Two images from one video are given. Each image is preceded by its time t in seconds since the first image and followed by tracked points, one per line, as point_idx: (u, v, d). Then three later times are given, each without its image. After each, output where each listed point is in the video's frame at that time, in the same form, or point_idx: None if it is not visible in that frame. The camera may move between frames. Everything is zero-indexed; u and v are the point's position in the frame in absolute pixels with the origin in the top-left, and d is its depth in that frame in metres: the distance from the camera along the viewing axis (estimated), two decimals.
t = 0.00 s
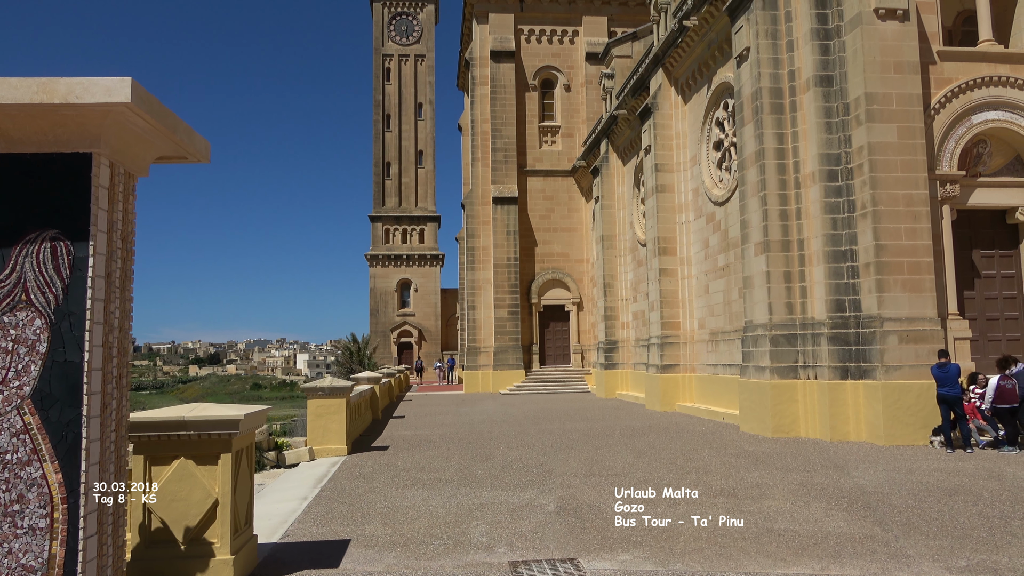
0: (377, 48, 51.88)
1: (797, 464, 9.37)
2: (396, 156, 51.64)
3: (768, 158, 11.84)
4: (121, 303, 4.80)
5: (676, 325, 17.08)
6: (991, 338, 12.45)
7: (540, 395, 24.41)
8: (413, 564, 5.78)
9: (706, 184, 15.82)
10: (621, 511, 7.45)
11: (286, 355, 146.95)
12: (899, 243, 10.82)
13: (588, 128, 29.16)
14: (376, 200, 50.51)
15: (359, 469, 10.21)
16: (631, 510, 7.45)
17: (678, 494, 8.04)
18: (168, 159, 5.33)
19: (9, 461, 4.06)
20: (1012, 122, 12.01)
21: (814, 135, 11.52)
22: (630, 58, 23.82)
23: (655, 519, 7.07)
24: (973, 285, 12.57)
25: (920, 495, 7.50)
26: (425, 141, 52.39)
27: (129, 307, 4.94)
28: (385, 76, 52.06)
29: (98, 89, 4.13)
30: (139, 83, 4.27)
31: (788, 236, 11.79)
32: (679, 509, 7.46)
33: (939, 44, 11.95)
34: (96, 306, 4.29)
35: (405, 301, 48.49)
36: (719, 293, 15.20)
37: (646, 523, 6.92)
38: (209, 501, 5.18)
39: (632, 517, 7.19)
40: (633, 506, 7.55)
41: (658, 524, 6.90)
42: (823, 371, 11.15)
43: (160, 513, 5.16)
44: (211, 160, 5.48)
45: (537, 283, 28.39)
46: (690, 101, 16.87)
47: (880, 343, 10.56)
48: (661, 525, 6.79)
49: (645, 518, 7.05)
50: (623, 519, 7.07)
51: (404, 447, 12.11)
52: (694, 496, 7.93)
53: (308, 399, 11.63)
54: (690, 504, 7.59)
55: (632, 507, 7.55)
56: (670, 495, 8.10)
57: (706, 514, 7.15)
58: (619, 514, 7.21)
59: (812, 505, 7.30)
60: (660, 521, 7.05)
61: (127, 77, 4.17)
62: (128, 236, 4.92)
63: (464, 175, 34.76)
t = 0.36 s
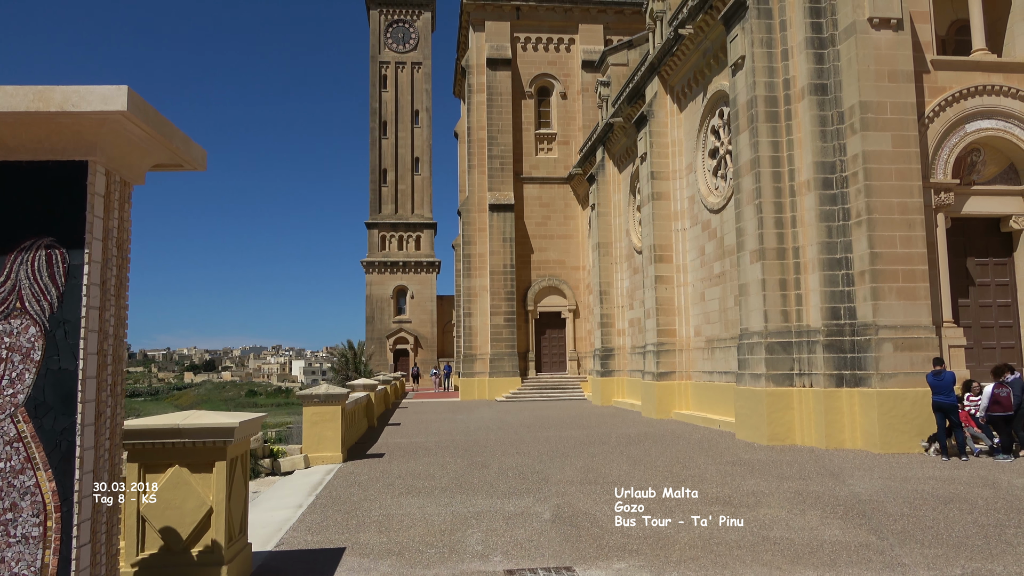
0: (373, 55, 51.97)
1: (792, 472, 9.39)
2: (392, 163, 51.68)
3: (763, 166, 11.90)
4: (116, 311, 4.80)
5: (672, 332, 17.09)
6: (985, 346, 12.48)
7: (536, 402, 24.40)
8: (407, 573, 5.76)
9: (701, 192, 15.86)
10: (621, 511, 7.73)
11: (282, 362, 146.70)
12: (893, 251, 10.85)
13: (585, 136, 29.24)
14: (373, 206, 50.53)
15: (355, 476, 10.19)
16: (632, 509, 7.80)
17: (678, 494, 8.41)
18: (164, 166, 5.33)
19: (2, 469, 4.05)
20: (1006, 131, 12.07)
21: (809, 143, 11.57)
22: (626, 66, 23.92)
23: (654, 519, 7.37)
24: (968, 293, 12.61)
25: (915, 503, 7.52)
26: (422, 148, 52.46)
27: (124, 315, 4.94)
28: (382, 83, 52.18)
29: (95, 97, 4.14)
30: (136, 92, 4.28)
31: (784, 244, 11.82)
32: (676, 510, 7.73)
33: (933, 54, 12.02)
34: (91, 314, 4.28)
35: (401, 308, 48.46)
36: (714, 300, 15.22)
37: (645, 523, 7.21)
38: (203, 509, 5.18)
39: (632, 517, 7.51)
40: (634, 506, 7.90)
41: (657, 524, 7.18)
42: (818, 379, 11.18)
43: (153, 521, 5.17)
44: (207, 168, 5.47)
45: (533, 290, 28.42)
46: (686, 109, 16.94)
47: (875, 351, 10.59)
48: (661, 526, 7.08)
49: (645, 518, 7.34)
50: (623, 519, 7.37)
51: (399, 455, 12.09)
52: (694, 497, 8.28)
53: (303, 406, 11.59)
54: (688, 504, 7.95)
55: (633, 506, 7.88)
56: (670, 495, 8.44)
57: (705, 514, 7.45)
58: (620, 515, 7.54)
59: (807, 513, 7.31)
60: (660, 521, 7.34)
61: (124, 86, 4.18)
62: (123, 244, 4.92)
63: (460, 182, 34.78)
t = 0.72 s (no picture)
0: (371, 62, 52.03)
1: (790, 478, 9.38)
2: (390, 169, 51.75)
3: (760, 172, 11.93)
4: (114, 318, 4.80)
5: (670, 338, 17.11)
6: (983, 351, 12.51)
7: (534, 408, 24.38)
8: None
9: (699, 197, 15.90)
10: (620, 511, 7.99)
11: (280, 367, 146.44)
12: (890, 256, 10.88)
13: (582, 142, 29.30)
14: (371, 212, 50.54)
15: (353, 483, 10.17)
16: (633, 510, 8.04)
17: (677, 493, 8.77)
18: (161, 173, 5.33)
19: None
20: (1002, 137, 12.13)
21: (806, 150, 11.61)
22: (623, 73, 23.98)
23: (654, 519, 7.62)
24: (965, 298, 12.64)
25: (913, 509, 7.52)
26: (420, 154, 52.50)
27: (121, 322, 4.94)
28: (380, 89, 52.26)
29: (93, 104, 4.15)
30: (133, 99, 4.29)
31: (781, 250, 11.86)
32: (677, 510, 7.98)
33: (929, 60, 12.09)
34: (88, 321, 4.28)
35: (399, 314, 48.40)
36: (712, 306, 15.25)
37: (645, 523, 7.45)
38: (200, 515, 5.17)
39: (632, 517, 7.73)
40: (635, 506, 8.16)
41: (657, 523, 7.42)
42: (816, 385, 11.18)
43: (150, 529, 5.15)
44: (205, 175, 5.48)
45: (531, 296, 28.43)
46: (683, 116, 16.99)
47: (872, 356, 10.61)
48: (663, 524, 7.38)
49: (645, 518, 7.57)
50: (623, 519, 7.65)
51: (397, 461, 12.07)
52: (695, 496, 8.59)
53: (301, 412, 11.55)
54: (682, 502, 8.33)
55: (633, 506, 8.15)
56: (670, 495, 8.72)
57: (705, 514, 7.72)
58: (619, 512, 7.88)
59: (806, 518, 7.31)
60: (660, 521, 7.58)
61: (121, 93, 4.19)
62: (121, 250, 4.92)
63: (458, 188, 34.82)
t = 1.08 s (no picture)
0: (370, 70, 52.15)
1: (789, 485, 9.37)
2: (388, 176, 51.83)
3: (757, 180, 11.96)
4: (112, 327, 4.80)
5: (668, 345, 17.11)
6: (980, 358, 12.53)
7: (532, 416, 24.33)
8: None
9: (696, 205, 15.93)
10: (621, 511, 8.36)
11: (278, 375, 146.08)
12: (887, 264, 10.91)
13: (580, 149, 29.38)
14: (369, 220, 50.57)
15: (351, 491, 10.15)
16: (633, 509, 8.43)
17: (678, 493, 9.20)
18: (161, 182, 5.35)
19: None
20: (997, 145, 12.18)
21: (803, 157, 11.65)
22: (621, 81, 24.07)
23: (655, 519, 7.97)
24: (962, 305, 12.66)
25: (912, 516, 7.51)
26: (418, 161, 52.57)
27: (119, 330, 4.95)
28: (378, 98, 52.40)
29: (91, 115, 4.17)
30: (132, 109, 4.31)
31: (778, 257, 11.89)
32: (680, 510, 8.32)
33: (924, 68, 12.15)
34: (86, 331, 4.28)
35: (397, 322, 48.34)
36: (710, 313, 15.27)
37: (646, 523, 7.80)
38: (198, 525, 5.15)
39: (632, 517, 8.09)
40: (635, 506, 8.57)
41: (658, 523, 7.78)
42: (814, 393, 11.17)
43: (149, 538, 5.13)
44: (204, 184, 5.51)
45: (530, 303, 28.43)
46: (680, 123, 17.05)
47: (870, 363, 10.62)
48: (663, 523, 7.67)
49: (646, 518, 7.93)
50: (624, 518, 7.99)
51: (395, 470, 12.04)
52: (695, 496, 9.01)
53: (299, 421, 11.51)
54: (682, 501, 8.82)
55: (633, 506, 8.57)
56: (670, 494, 9.19)
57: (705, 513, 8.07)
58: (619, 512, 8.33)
59: (804, 526, 7.30)
60: (661, 520, 7.93)
61: (120, 103, 4.21)
62: (119, 260, 4.92)
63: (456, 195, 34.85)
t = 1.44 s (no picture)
0: (368, 78, 52.26)
1: (788, 493, 9.35)
2: (386, 185, 51.93)
3: (754, 187, 11.99)
4: (109, 337, 4.79)
5: (666, 353, 17.10)
6: (978, 365, 12.54)
7: (531, 424, 24.28)
8: None
9: (694, 213, 15.96)
10: (621, 511, 8.76)
11: (276, 383, 145.80)
12: (885, 271, 10.93)
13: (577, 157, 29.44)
14: (367, 228, 50.58)
15: (349, 500, 10.12)
16: (633, 509, 8.89)
17: (678, 493, 9.74)
18: (158, 192, 5.36)
19: None
20: (994, 152, 12.22)
21: (800, 165, 11.68)
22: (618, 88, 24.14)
23: (654, 519, 8.36)
24: (960, 312, 12.68)
25: (911, 524, 7.51)
26: (416, 169, 52.63)
27: (117, 340, 4.94)
28: (376, 106, 52.51)
29: (90, 125, 4.18)
30: (130, 119, 4.32)
31: (776, 264, 11.91)
32: (681, 510, 8.73)
33: (920, 76, 12.21)
34: (84, 340, 4.28)
35: (395, 329, 48.30)
36: (708, 320, 15.27)
37: (646, 523, 8.21)
38: (196, 535, 5.14)
39: (633, 517, 8.49)
40: (635, 506, 9.02)
41: (659, 523, 8.19)
42: (813, 400, 11.18)
43: (148, 548, 5.15)
44: (201, 194, 5.52)
45: (528, 311, 28.42)
46: (678, 131, 17.10)
47: (869, 370, 10.62)
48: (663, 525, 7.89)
49: (646, 518, 8.34)
50: (623, 518, 8.38)
51: (393, 479, 12.02)
52: (694, 497, 9.50)
53: (297, 429, 11.48)
54: (681, 504, 9.08)
55: (634, 506, 9.02)
56: (670, 494, 9.67)
57: (706, 514, 8.45)
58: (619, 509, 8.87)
59: (803, 534, 7.28)
60: (661, 521, 8.29)
61: (118, 113, 4.22)
62: (117, 269, 4.92)
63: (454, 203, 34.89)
